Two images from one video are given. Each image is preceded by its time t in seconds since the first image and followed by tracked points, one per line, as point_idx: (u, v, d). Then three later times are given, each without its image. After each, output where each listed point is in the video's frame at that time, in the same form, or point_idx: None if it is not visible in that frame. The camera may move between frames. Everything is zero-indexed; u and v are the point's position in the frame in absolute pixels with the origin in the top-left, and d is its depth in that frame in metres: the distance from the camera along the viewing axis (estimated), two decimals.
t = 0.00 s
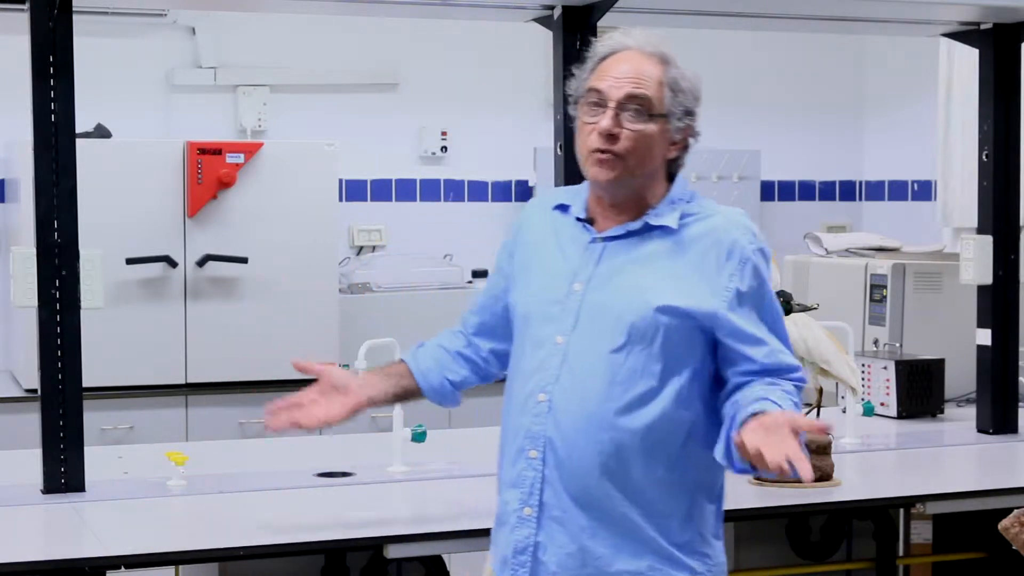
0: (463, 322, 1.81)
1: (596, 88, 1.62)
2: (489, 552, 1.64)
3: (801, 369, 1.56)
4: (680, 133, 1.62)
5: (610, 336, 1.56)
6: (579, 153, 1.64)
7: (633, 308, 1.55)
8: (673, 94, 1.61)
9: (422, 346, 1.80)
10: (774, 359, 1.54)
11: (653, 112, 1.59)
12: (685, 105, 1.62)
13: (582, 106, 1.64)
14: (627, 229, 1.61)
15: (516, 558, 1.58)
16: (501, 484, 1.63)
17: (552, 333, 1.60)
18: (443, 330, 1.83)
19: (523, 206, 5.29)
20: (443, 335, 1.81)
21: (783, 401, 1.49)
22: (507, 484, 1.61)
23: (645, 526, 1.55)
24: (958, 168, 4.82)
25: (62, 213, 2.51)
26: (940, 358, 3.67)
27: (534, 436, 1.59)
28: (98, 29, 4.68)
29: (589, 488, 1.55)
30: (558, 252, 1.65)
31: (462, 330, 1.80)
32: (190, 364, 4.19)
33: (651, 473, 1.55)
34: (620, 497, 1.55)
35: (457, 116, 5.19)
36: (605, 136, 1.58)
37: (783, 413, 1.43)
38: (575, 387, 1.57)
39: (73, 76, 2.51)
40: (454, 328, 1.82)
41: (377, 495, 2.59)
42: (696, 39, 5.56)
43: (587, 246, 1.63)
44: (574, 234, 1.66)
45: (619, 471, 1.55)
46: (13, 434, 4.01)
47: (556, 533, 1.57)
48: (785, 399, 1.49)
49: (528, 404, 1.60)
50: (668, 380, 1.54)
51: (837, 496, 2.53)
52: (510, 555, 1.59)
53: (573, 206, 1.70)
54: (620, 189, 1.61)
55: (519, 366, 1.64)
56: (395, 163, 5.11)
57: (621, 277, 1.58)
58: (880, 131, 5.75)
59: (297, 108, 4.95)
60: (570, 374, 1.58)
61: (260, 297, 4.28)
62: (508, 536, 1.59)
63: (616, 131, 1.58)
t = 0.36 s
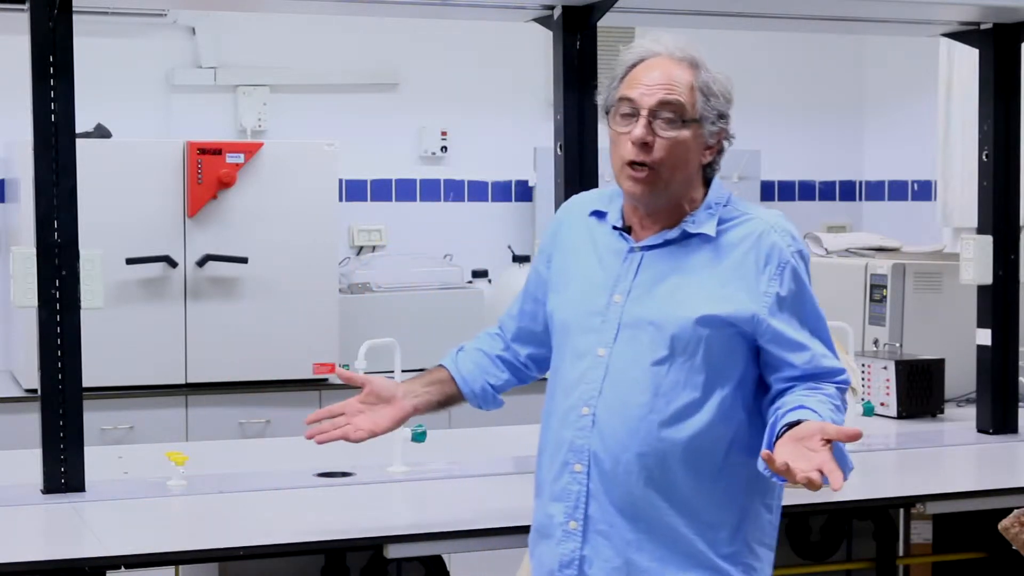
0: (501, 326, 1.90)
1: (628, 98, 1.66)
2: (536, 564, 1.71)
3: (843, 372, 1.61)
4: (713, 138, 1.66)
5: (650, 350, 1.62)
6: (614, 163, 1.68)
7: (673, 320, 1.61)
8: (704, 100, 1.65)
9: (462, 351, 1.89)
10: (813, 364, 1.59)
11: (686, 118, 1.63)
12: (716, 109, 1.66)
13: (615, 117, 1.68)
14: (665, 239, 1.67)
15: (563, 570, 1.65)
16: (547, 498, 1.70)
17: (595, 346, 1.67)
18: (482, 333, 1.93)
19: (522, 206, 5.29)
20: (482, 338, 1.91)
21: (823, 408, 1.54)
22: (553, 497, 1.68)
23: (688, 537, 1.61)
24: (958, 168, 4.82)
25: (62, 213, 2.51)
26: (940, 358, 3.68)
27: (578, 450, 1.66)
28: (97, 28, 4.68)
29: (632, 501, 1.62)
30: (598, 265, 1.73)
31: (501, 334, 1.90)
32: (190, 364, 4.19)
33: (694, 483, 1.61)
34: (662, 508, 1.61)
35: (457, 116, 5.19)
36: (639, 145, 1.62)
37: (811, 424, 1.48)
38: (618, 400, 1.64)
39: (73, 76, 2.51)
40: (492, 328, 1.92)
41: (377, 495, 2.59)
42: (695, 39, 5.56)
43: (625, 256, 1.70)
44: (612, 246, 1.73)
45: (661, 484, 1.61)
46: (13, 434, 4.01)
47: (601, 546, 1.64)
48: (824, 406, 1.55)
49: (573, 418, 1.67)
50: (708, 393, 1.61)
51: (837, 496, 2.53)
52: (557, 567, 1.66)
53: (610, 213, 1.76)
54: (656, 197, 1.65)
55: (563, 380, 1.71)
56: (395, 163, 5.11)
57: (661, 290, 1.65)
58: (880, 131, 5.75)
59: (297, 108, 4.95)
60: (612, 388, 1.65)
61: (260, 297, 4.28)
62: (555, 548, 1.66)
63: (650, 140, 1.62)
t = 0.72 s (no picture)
0: (507, 330, 1.91)
1: (637, 114, 1.62)
2: (551, 571, 1.71)
3: (854, 371, 1.61)
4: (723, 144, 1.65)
5: (663, 356, 1.62)
6: (628, 178, 1.66)
7: (686, 325, 1.61)
8: (712, 107, 1.63)
9: (468, 359, 1.90)
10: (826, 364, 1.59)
11: (699, 131, 1.61)
12: (723, 115, 1.65)
13: (624, 132, 1.65)
14: (676, 243, 1.67)
15: None
16: (562, 505, 1.69)
17: (607, 352, 1.67)
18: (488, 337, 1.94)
19: (523, 206, 5.29)
20: (488, 345, 1.91)
21: (836, 410, 1.54)
22: (568, 504, 1.68)
23: (705, 541, 1.61)
24: (958, 167, 4.82)
25: (62, 213, 2.51)
26: (940, 358, 3.68)
27: (593, 458, 1.66)
28: (97, 29, 4.68)
29: (648, 507, 1.62)
30: (608, 270, 1.73)
31: (507, 339, 1.91)
32: (190, 364, 4.19)
33: (710, 488, 1.61)
34: (678, 514, 1.61)
35: (457, 116, 5.19)
36: (657, 165, 1.60)
37: (823, 432, 1.47)
38: (631, 407, 1.64)
39: (73, 77, 2.51)
40: (498, 334, 1.93)
41: (377, 495, 2.59)
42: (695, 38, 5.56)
43: (635, 262, 1.70)
44: (621, 251, 1.73)
45: (677, 489, 1.61)
46: (13, 434, 4.01)
47: (618, 553, 1.64)
48: (837, 407, 1.55)
49: (588, 426, 1.67)
50: (721, 398, 1.61)
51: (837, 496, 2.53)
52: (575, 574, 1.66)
53: (617, 217, 1.76)
54: (674, 210, 1.64)
55: (575, 386, 1.71)
56: (395, 163, 5.11)
57: (672, 296, 1.65)
58: (880, 131, 5.75)
59: (297, 108, 4.95)
60: (626, 395, 1.65)
61: (260, 297, 4.28)
62: (572, 555, 1.66)
63: (668, 159, 1.60)
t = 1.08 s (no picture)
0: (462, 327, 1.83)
1: (633, 117, 1.60)
2: (533, 570, 1.69)
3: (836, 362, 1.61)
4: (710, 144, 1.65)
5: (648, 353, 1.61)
6: (623, 182, 1.63)
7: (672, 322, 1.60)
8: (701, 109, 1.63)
9: (421, 355, 1.80)
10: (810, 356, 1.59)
11: (693, 133, 1.61)
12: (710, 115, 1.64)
13: (618, 136, 1.62)
14: (658, 239, 1.65)
15: None
16: (545, 505, 1.67)
17: (591, 350, 1.65)
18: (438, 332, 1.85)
19: (522, 206, 5.29)
20: (441, 341, 1.82)
21: (822, 402, 1.54)
22: (552, 504, 1.66)
23: (690, 535, 1.62)
24: (958, 167, 4.82)
25: (62, 213, 2.51)
26: (940, 358, 3.68)
27: (578, 457, 1.64)
28: (97, 28, 4.68)
29: (634, 504, 1.61)
30: (587, 266, 1.70)
31: (462, 334, 1.83)
32: (190, 364, 4.19)
33: (696, 484, 1.62)
34: (664, 509, 1.61)
35: (457, 116, 5.19)
36: (659, 169, 1.58)
37: (782, 431, 1.47)
38: (617, 406, 1.62)
39: (73, 77, 2.51)
40: (450, 330, 1.84)
41: (376, 495, 2.59)
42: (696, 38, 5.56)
43: (616, 259, 1.68)
44: (600, 247, 1.70)
45: (662, 485, 1.61)
46: (13, 434, 4.01)
47: (605, 551, 1.62)
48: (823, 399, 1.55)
49: (572, 424, 1.65)
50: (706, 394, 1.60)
51: (837, 496, 2.53)
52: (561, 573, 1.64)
53: (594, 214, 1.73)
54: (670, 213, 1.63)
55: (556, 384, 1.68)
56: (395, 163, 5.11)
57: (657, 293, 1.63)
58: (880, 130, 5.75)
59: (297, 108, 4.95)
60: (611, 393, 1.63)
61: (260, 297, 4.28)
62: (558, 554, 1.64)
63: (670, 162, 1.58)
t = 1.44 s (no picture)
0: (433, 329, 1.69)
1: (641, 138, 1.52)
2: None
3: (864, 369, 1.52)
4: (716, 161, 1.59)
5: (656, 367, 1.55)
6: (628, 202, 1.56)
7: (677, 337, 1.56)
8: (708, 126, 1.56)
9: (388, 364, 1.65)
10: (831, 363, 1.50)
11: (702, 153, 1.54)
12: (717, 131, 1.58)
13: (623, 156, 1.54)
14: (658, 255, 1.59)
15: None
16: (547, 523, 1.60)
17: (594, 367, 1.58)
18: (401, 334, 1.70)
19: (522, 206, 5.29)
20: (408, 347, 1.67)
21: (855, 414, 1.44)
22: (556, 522, 1.59)
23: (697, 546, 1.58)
24: (958, 167, 4.82)
25: (62, 213, 2.51)
26: (940, 358, 3.67)
27: (583, 475, 1.57)
28: (97, 28, 4.68)
29: (644, 519, 1.56)
30: (584, 278, 1.63)
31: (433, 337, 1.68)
32: (190, 364, 4.19)
33: (703, 494, 1.58)
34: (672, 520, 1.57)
35: (457, 116, 5.19)
36: (668, 193, 1.52)
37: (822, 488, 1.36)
38: (624, 422, 1.56)
39: (73, 76, 2.51)
40: (417, 336, 1.68)
41: (376, 495, 2.59)
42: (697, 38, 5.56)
43: (616, 273, 1.61)
44: (597, 260, 1.63)
45: (670, 498, 1.56)
46: (13, 434, 4.01)
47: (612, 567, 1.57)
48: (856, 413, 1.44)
49: (575, 442, 1.58)
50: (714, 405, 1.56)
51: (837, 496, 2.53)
52: None
53: (590, 223, 1.65)
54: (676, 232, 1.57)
55: (556, 402, 1.61)
56: (395, 163, 5.11)
57: (663, 307, 1.57)
58: (880, 130, 5.75)
59: (297, 108, 4.95)
60: (617, 409, 1.57)
61: (260, 298, 4.28)
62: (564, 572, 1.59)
63: (679, 186, 1.52)
